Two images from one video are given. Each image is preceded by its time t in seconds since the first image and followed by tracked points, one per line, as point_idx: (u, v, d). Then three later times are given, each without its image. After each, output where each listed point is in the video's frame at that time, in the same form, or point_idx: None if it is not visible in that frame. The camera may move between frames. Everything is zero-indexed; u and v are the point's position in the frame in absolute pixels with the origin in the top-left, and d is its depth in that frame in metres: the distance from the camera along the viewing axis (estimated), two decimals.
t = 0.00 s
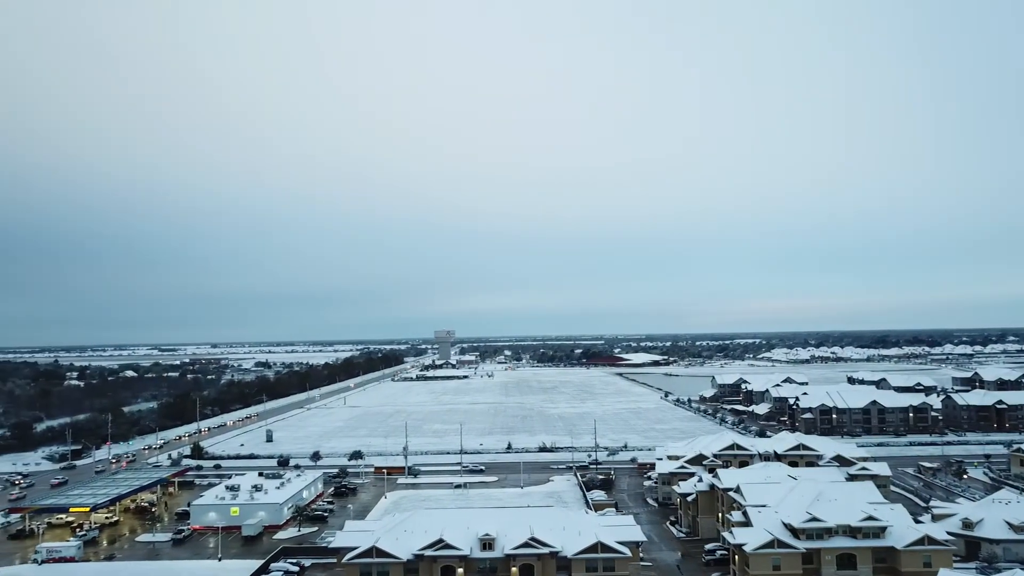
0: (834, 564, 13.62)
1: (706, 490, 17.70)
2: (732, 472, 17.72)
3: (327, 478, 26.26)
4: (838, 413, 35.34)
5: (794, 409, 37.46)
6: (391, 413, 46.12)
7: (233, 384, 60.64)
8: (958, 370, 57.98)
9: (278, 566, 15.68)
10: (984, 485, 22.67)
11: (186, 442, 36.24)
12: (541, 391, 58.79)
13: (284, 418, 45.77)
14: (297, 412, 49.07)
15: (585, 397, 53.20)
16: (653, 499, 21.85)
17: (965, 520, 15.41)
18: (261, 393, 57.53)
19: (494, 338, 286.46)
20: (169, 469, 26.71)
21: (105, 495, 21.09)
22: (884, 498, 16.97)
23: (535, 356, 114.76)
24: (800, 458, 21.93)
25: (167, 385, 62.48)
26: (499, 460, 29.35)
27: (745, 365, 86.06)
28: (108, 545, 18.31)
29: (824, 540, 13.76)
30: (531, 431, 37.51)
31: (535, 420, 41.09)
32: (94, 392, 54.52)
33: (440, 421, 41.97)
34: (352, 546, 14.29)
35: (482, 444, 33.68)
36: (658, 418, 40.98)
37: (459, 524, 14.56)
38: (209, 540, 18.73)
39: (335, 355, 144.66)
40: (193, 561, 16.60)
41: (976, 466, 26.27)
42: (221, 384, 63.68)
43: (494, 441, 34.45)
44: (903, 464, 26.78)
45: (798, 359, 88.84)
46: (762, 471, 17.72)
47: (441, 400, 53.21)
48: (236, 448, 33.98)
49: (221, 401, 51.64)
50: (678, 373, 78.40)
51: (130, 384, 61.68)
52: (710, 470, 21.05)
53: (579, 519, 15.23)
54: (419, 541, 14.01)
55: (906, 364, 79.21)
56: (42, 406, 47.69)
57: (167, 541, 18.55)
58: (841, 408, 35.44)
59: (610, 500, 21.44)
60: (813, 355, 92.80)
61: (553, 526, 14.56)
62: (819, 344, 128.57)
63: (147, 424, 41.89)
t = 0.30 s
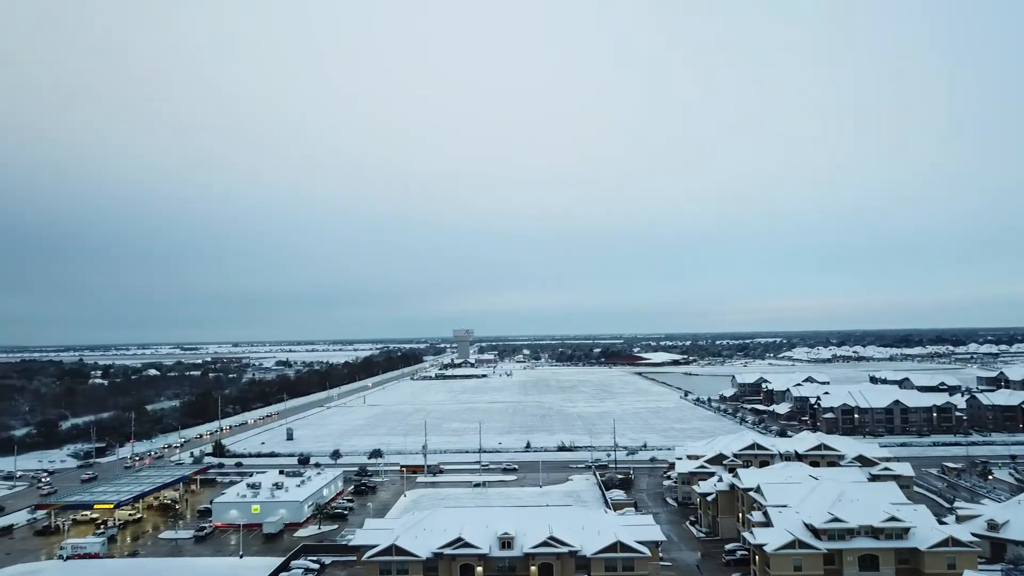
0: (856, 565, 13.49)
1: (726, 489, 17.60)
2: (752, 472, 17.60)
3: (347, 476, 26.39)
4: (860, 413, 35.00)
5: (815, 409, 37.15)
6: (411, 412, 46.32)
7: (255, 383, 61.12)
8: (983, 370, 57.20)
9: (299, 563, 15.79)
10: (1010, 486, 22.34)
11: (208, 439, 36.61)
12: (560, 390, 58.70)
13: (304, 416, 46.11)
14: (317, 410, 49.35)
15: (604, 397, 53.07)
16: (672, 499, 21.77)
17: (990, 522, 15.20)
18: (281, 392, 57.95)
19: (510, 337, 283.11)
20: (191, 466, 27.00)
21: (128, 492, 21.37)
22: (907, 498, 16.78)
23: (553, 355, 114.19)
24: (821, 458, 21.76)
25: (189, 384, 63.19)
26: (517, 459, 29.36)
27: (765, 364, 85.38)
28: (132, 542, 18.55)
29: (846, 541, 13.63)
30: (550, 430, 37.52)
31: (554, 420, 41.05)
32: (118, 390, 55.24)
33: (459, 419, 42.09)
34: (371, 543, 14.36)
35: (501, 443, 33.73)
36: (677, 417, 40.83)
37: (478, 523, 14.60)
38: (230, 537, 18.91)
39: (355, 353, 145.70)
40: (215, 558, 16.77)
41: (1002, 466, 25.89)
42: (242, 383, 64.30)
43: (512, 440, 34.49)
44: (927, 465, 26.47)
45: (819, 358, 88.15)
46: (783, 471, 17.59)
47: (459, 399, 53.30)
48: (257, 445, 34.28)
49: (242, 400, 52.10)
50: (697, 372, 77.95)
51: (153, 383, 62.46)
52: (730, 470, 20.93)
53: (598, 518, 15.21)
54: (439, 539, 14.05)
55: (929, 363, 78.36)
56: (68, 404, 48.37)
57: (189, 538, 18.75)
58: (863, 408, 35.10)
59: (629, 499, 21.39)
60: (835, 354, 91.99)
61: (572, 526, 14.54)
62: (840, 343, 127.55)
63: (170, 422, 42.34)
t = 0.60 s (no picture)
0: (866, 565, 13.43)
1: (734, 489, 17.55)
2: (760, 471, 17.54)
3: (355, 475, 26.48)
4: (870, 412, 34.85)
5: (825, 408, 37.01)
6: (419, 411, 46.41)
7: (264, 382, 61.37)
8: (994, 369, 56.96)
9: (307, 562, 15.84)
10: (1021, 486, 22.21)
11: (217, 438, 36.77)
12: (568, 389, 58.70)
13: (313, 415, 46.29)
14: (326, 409, 49.51)
15: (613, 395, 53.07)
16: (681, 498, 21.73)
17: (1000, 521, 15.12)
18: (291, 391, 58.16)
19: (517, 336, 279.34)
20: (201, 465, 27.13)
21: (139, 490, 21.51)
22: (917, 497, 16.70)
23: (562, 354, 113.89)
24: (830, 457, 21.66)
25: (198, 383, 63.54)
26: (526, 458, 29.36)
27: (774, 363, 85.10)
28: (142, 540, 18.65)
29: (855, 540, 13.58)
30: (558, 428, 37.55)
31: (562, 418, 41.06)
32: (128, 389, 55.56)
33: (468, 418, 42.16)
34: (379, 542, 14.40)
35: (509, 442, 33.77)
36: (686, 416, 40.78)
37: (486, 522, 14.62)
38: (239, 535, 18.99)
39: (363, 352, 145.85)
40: (224, 556, 16.85)
41: (1013, 466, 25.72)
42: (251, 382, 64.68)
43: (521, 439, 34.52)
44: (937, 464, 26.31)
45: (829, 357, 87.97)
46: (792, 470, 17.52)
47: (468, 398, 53.35)
48: (266, 444, 34.41)
49: (251, 399, 52.33)
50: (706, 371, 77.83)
51: (164, 382, 62.80)
52: (738, 469, 20.86)
53: (606, 517, 15.20)
54: (447, 538, 14.08)
55: (940, 361, 78.18)
56: (79, 403, 48.69)
57: (198, 536, 18.83)
58: (872, 407, 34.94)
59: (637, 498, 21.36)
60: (844, 352, 91.68)
61: (580, 525, 14.54)
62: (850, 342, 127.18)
63: (180, 421, 42.57)
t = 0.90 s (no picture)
0: (878, 565, 13.37)
1: (745, 488, 17.50)
2: (772, 471, 17.47)
3: (366, 474, 26.55)
4: (882, 411, 34.69)
5: (836, 407, 36.83)
6: (429, 410, 46.52)
7: (274, 381, 61.60)
8: (1007, 368, 56.61)
9: (319, 560, 15.88)
10: None
11: (229, 437, 36.93)
12: (578, 389, 58.70)
13: (323, 414, 46.44)
14: (336, 408, 49.66)
15: (622, 394, 53.05)
16: (692, 497, 21.69)
17: (1015, 521, 15.02)
18: (301, 390, 58.38)
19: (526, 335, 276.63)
20: (213, 463, 27.27)
21: (152, 488, 21.64)
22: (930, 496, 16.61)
23: (572, 353, 113.85)
24: (842, 457, 21.54)
25: (210, 382, 63.87)
26: (536, 457, 29.38)
27: (785, 362, 84.81)
28: (155, 538, 18.76)
29: (868, 540, 13.51)
30: (569, 427, 37.55)
31: (572, 417, 41.06)
32: (141, 388, 55.88)
33: (478, 417, 42.22)
34: (390, 541, 14.43)
35: (519, 440, 33.80)
36: (697, 415, 40.70)
37: (496, 521, 14.64)
38: (252, 534, 19.07)
39: (372, 351, 146.16)
40: (236, 555, 16.91)
41: None
42: (263, 381, 65.00)
43: (531, 438, 34.53)
44: (950, 463, 26.18)
45: (840, 356, 87.59)
46: (804, 469, 17.45)
47: (478, 397, 53.41)
48: (277, 443, 34.55)
49: (262, 398, 52.55)
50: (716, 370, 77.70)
51: (175, 381, 63.12)
52: (750, 468, 20.80)
53: (617, 516, 15.18)
54: (457, 537, 14.10)
55: (953, 360, 77.63)
56: (92, 401, 49.02)
57: (211, 534, 18.92)
58: (884, 406, 34.78)
59: (648, 498, 21.32)
60: (856, 351, 91.26)
61: (591, 524, 14.54)
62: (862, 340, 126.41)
63: (191, 420, 42.79)
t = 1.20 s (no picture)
0: (902, 566, 13.23)
1: (766, 488, 17.38)
2: (793, 471, 17.32)
3: (386, 472, 26.64)
4: (905, 411, 34.28)
5: (858, 407, 36.49)
6: (449, 408, 46.63)
7: (296, 379, 62.10)
8: None
9: (339, 558, 15.95)
10: None
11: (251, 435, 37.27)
12: (597, 388, 58.62)
13: (343, 412, 46.68)
14: (356, 407, 49.90)
15: (642, 394, 52.90)
16: (712, 497, 21.56)
17: None
18: (322, 389, 58.75)
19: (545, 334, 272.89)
20: (234, 461, 27.50)
21: (174, 486, 21.86)
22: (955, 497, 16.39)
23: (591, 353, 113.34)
24: (864, 457, 21.32)
25: (232, 380, 64.40)
26: (555, 456, 29.33)
27: (807, 361, 84.12)
28: (177, 535, 18.96)
29: (891, 541, 13.36)
30: (588, 427, 37.46)
31: (591, 417, 41.00)
32: (163, 387, 56.44)
33: (497, 416, 42.23)
34: (409, 539, 14.47)
35: (538, 440, 33.78)
36: (717, 415, 40.45)
37: (515, 520, 14.64)
38: (273, 531, 19.21)
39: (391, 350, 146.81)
40: (257, 552, 17.04)
41: None
42: (283, 379, 65.45)
43: (550, 437, 34.50)
44: (975, 464, 25.82)
45: (863, 355, 86.67)
46: (825, 469, 17.29)
47: (497, 396, 53.49)
48: (298, 441, 34.78)
49: (283, 396, 52.89)
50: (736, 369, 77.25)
51: (198, 379, 63.71)
52: (770, 468, 20.64)
53: (636, 515, 15.14)
54: (476, 535, 14.11)
55: (978, 360, 76.51)
56: (116, 400, 49.61)
57: (232, 531, 19.08)
58: (908, 406, 34.38)
59: (668, 497, 21.24)
60: (879, 350, 90.23)
61: (610, 523, 14.50)
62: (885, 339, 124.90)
63: (213, 417, 43.23)
